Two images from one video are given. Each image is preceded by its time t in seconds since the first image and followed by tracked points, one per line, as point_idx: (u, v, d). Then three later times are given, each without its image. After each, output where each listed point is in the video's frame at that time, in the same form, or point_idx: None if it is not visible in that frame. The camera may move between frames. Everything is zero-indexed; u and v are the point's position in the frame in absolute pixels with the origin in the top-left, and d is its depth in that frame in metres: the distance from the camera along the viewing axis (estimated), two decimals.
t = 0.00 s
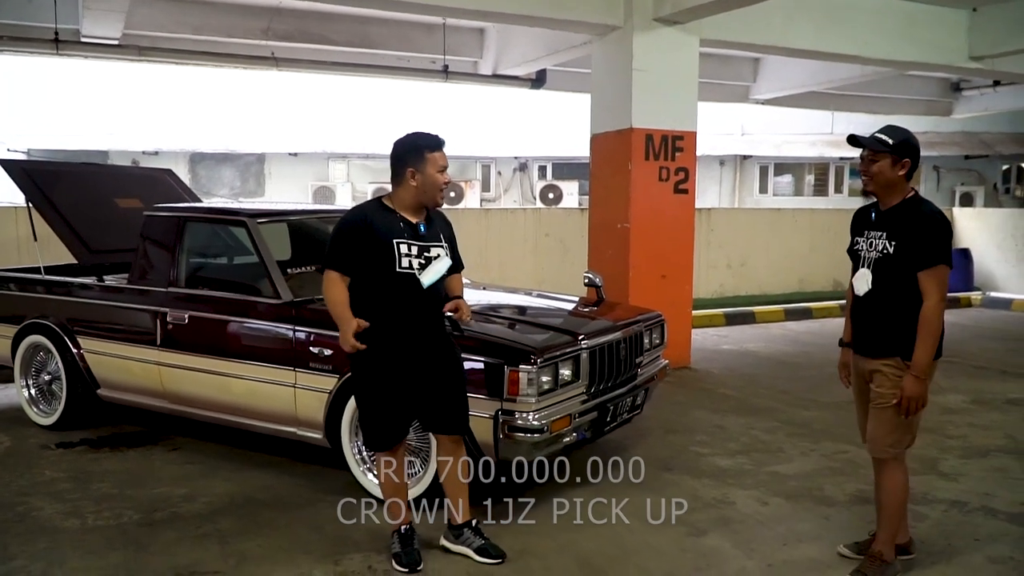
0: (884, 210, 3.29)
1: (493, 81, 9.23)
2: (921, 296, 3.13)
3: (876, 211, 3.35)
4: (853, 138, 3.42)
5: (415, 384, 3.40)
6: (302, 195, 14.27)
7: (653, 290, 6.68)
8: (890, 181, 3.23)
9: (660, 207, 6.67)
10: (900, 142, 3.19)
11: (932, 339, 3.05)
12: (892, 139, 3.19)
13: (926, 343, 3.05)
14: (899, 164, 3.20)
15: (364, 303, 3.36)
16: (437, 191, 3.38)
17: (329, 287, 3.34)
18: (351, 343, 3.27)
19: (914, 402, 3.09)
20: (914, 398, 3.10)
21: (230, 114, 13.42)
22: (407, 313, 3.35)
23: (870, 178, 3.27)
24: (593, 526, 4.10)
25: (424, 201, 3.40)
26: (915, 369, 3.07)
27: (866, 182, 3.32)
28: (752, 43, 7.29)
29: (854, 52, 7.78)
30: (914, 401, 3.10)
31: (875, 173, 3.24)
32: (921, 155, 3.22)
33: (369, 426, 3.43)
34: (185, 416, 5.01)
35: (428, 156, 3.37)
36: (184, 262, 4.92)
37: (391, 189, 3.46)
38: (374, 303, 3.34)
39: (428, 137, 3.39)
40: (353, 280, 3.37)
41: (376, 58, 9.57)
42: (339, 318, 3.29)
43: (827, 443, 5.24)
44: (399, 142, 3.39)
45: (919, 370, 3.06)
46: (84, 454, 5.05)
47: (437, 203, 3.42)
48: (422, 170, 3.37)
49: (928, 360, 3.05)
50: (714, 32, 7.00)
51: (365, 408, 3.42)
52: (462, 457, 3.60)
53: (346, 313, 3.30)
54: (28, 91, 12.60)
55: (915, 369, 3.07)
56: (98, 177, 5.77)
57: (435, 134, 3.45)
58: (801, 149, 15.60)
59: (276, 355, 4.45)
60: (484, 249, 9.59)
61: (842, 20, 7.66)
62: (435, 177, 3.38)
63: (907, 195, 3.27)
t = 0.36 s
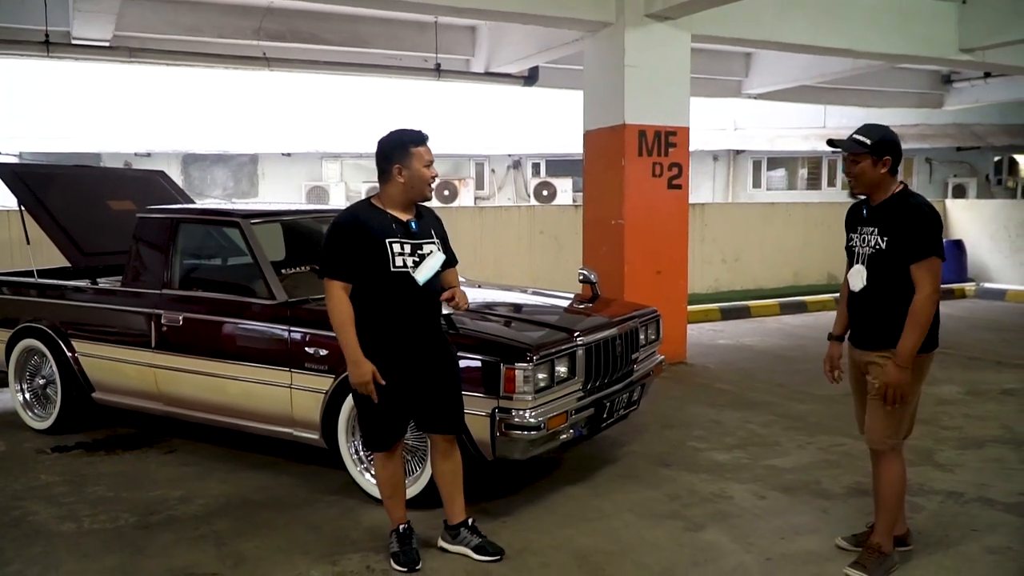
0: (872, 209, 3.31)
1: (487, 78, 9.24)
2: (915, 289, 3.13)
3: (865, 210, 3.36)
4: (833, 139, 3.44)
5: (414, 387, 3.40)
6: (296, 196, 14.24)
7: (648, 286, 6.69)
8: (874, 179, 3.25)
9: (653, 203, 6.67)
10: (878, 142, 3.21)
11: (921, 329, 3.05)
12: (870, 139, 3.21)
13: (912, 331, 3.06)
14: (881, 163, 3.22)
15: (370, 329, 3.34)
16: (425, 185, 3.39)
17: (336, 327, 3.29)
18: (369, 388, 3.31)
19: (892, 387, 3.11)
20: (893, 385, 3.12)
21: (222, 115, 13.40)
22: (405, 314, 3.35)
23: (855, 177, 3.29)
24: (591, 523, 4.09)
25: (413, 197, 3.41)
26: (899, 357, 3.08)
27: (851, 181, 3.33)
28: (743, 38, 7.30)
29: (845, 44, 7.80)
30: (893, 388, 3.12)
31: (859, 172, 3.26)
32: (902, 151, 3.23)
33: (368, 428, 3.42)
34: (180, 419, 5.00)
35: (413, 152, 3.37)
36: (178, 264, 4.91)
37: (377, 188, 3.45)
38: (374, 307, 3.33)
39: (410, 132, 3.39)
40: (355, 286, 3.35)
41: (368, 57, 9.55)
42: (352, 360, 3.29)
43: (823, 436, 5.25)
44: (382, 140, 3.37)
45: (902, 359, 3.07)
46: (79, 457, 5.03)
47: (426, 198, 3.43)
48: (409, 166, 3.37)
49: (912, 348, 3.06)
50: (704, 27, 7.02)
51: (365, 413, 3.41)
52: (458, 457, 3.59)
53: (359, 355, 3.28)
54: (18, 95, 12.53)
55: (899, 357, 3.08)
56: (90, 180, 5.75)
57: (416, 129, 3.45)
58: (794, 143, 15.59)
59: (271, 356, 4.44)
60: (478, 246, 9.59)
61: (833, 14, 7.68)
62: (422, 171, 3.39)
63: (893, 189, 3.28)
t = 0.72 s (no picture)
0: (877, 206, 3.30)
1: (482, 85, 9.26)
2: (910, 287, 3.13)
3: (868, 208, 3.35)
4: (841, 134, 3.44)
5: (410, 394, 3.39)
6: (293, 204, 14.27)
7: (647, 289, 6.68)
8: (878, 176, 3.25)
9: (651, 207, 6.67)
10: (889, 137, 3.20)
11: (886, 324, 3.11)
12: (882, 134, 3.20)
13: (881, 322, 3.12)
14: (889, 159, 3.21)
15: (357, 345, 3.36)
16: (393, 190, 3.34)
17: (321, 341, 3.32)
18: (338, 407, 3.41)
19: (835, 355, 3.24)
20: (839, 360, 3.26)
21: (219, 125, 13.43)
22: (401, 322, 3.35)
23: (859, 172, 3.28)
24: (591, 528, 4.08)
25: (388, 204, 3.38)
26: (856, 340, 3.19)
27: (855, 178, 3.32)
28: (737, 41, 7.31)
29: (839, 46, 7.80)
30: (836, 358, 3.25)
31: (865, 167, 3.25)
32: (910, 150, 3.23)
33: (366, 438, 3.40)
34: (180, 429, 4.99)
35: (384, 158, 3.35)
36: (176, 274, 4.92)
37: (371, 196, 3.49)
38: (367, 316, 3.33)
39: (387, 138, 3.37)
40: (349, 295, 3.35)
41: (363, 65, 9.58)
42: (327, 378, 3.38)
43: (824, 438, 5.24)
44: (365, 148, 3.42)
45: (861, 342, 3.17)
46: (80, 469, 5.03)
47: (403, 204, 3.38)
48: (381, 172, 3.36)
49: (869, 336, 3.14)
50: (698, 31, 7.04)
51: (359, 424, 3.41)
52: (456, 465, 3.58)
53: (336, 373, 3.37)
54: (16, 107, 12.59)
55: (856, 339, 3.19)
56: (88, 191, 5.78)
57: (403, 135, 3.40)
58: (790, 145, 15.44)
59: (270, 365, 4.44)
60: (476, 251, 9.59)
61: (827, 16, 7.69)
62: (392, 177, 3.35)
63: (896, 188, 3.28)
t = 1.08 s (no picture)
0: (880, 208, 3.27)
1: (484, 87, 9.22)
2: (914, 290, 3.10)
3: (872, 210, 3.32)
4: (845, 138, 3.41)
5: (410, 398, 3.36)
6: (294, 207, 14.24)
7: (648, 292, 6.66)
8: (882, 178, 3.22)
9: (652, 210, 6.64)
10: (893, 139, 3.17)
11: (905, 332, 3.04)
12: (886, 136, 3.18)
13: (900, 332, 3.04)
14: (893, 161, 3.19)
15: (358, 349, 3.33)
16: (376, 192, 3.32)
17: (324, 344, 3.31)
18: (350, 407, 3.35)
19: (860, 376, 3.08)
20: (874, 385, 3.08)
21: (220, 127, 13.40)
22: (400, 325, 3.32)
23: (863, 175, 3.25)
24: (593, 533, 4.05)
25: (377, 205, 3.37)
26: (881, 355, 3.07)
27: (859, 180, 3.30)
28: (741, 43, 7.28)
29: (844, 49, 7.77)
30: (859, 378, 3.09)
31: (868, 170, 3.22)
32: (914, 152, 3.21)
33: (366, 442, 3.37)
34: (180, 433, 4.96)
35: (372, 160, 3.35)
36: (175, 277, 4.89)
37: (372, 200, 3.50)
38: (367, 320, 3.30)
39: (379, 141, 3.37)
40: (348, 298, 3.32)
41: (365, 67, 9.53)
42: (334, 381, 3.33)
43: (827, 443, 5.21)
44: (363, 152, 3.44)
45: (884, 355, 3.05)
46: (79, 473, 5.00)
47: (390, 206, 3.35)
48: (370, 173, 3.37)
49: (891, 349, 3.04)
50: (701, 33, 7.00)
51: (361, 429, 3.38)
52: (456, 470, 3.55)
53: (342, 373, 3.31)
54: (16, 109, 12.52)
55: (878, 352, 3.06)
56: (86, 194, 5.76)
57: (397, 138, 3.38)
58: (795, 148, 15.69)
59: (270, 369, 4.41)
60: (478, 253, 9.56)
61: (832, 20, 7.66)
62: (377, 178, 3.34)
63: (900, 191, 3.25)
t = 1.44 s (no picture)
0: (883, 211, 3.26)
1: (487, 87, 9.21)
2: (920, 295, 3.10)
3: (875, 213, 3.32)
4: (848, 141, 3.40)
5: (409, 397, 3.36)
6: (297, 206, 14.25)
7: (650, 293, 6.65)
8: (887, 181, 3.21)
9: (654, 210, 6.63)
10: (898, 142, 3.16)
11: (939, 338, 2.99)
12: (890, 140, 3.16)
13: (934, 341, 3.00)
14: (898, 165, 3.17)
15: (355, 350, 3.33)
16: (377, 191, 3.32)
17: (321, 344, 3.32)
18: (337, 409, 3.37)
19: (932, 402, 2.98)
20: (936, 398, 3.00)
21: (222, 124, 13.41)
22: (400, 325, 3.32)
23: (868, 178, 3.24)
24: (592, 534, 4.05)
25: (377, 204, 3.37)
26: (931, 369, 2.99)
27: (863, 183, 3.29)
28: (744, 44, 7.26)
29: (847, 52, 7.75)
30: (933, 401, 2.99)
31: (873, 173, 3.21)
32: (918, 156, 3.19)
33: (365, 441, 3.37)
34: (180, 431, 4.97)
35: (373, 158, 3.35)
36: (176, 275, 4.89)
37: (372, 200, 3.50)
38: (366, 320, 3.31)
39: (379, 140, 3.36)
40: (347, 299, 3.33)
41: (367, 66, 9.50)
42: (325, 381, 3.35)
43: (826, 445, 5.21)
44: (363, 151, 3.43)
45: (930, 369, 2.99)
46: (80, 470, 5.01)
47: (391, 205, 3.34)
48: (371, 172, 3.36)
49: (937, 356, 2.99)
50: (704, 34, 6.99)
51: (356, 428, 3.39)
52: (456, 470, 3.55)
53: (335, 374, 3.33)
54: (19, 105, 12.53)
55: (927, 369, 2.99)
56: (88, 191, 5.76)
57: (398, 137, 3.38)
58: (797, 151, 15.57)
59: (271, 367, 4.41)
60: (480, 253, 9.57)
61: (835, 23, 7.64)
62: (378, 177, 3.33)
63: (903, 195, 3.25)
